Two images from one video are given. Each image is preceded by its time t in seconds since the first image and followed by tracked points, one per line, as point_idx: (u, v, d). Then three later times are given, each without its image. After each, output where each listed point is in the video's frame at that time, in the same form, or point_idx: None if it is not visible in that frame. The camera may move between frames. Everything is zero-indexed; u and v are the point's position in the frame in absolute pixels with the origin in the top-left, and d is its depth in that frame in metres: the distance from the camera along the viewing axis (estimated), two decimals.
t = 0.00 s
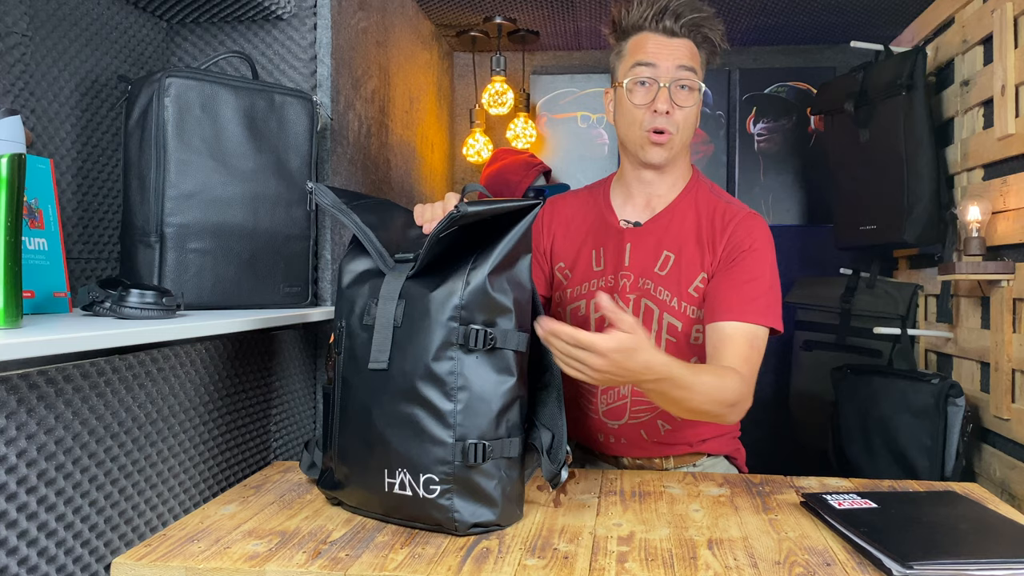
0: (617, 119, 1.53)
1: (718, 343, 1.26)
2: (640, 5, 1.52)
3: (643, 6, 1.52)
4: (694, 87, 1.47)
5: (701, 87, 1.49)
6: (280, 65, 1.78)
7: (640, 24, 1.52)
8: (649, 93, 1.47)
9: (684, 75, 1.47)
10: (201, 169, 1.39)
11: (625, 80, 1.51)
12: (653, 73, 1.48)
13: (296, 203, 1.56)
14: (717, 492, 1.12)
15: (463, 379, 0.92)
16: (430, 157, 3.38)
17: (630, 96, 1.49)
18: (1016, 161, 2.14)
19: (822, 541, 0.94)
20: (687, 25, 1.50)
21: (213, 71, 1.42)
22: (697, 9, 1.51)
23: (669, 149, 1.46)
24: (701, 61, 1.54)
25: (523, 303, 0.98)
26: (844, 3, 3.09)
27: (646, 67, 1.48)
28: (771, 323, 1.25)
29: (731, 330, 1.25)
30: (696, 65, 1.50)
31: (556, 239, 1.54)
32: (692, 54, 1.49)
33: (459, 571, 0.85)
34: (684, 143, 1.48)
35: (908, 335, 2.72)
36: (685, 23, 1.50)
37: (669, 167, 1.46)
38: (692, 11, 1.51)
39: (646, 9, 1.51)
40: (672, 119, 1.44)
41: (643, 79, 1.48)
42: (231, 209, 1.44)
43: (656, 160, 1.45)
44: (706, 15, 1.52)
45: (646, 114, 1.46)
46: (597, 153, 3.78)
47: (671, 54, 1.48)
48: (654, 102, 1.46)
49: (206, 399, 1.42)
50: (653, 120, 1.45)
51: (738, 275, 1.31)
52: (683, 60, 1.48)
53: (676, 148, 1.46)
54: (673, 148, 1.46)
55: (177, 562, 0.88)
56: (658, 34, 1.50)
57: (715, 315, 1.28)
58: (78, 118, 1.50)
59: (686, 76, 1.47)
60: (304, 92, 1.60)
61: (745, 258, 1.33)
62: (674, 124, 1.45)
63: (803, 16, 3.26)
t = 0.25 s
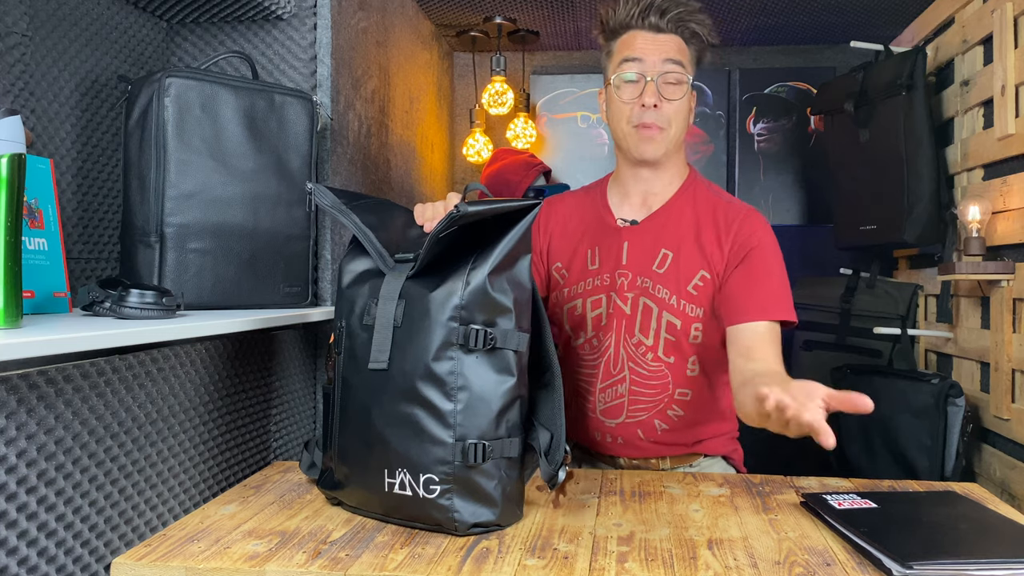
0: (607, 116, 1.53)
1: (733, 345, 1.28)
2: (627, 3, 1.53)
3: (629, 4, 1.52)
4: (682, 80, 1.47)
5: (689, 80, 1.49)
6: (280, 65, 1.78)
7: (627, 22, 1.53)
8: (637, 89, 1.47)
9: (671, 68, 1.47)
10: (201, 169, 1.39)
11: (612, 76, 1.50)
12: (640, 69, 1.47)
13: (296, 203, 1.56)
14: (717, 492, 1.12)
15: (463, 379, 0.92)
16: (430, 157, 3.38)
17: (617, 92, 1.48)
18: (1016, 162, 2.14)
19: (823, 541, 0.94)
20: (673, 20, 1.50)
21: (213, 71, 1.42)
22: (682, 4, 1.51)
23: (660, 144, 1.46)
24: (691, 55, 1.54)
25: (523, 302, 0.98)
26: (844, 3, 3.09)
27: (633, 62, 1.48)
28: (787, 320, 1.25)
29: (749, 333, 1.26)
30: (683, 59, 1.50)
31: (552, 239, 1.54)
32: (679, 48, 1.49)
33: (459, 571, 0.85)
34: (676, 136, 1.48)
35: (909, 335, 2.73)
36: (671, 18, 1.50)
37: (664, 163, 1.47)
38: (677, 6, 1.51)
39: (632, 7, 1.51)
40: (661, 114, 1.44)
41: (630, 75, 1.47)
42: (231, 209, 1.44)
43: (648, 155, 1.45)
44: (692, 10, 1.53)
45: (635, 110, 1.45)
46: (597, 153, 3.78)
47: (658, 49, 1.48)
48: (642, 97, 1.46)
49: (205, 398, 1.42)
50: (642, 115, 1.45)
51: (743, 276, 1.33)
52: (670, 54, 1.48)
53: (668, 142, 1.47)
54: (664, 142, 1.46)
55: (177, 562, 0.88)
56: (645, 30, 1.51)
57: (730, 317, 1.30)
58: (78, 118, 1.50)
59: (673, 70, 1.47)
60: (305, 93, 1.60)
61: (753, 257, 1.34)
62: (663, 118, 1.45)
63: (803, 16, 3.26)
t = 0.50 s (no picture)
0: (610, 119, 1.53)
1: (734, 347, 1.30)
2: (628, 4, 1.53)
3: (631, 4, 1.52)
4: (686, 82, 1.48)
5: (692, 82, 1.49)
6: (279, 65, 1.78)
7: (629, 23, 1.52)
8: (640, 91, 1.47)
9: (674, 71, 1.48)
10: (201, 169, 1.39)
11: (615, 80, 1.51)
12: (643, 71, 1.48)
13: (297, 203, 1.56)
14: (717, 492, 1.12)
15: (463, 380, 0.92)
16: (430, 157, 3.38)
17: (621, 95, 1.49)
18: (1016, 161, 2.14)
19: (822, 541, 0.94)
20: (675, 21, 1.50)
21: (213, 71, 1.42)
22: (685, 5, 1.51)
23: (665, 146, 1.46)
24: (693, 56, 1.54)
25: (522, 303, 0.98)
26: (844, 3, 3.09)
27: (636, 65, 1.49)
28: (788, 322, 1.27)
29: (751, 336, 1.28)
30: (687, 60, 1.50)
31: (554, 239, 1.53)
32: (682, 50, 1.50)
33: (459, 571, 0.85)
34: (680, 138, 1.48)
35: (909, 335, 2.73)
36: (673, 19, 1.50)
37: (665, 164, 1.47)
38: (679, 7, 1.51)
39: (634, 7, 1.51)
40: (664, 115, 1.45)
41: (633, 77, 1.48)
42: (231, 208, 1.44)
43: (651, 157, 1.46)
44: (694, 10, 1.52)
45: (639, 112, 1.46)
46: (597, 153, 3.78)
47: (660, 51, 1.49)
48: (645, 99, 1.46)
49: (206, 399, 1.42)
50: (645, 117, 1.45)
51: (750, 278, 1.33)
52: (673, 55, 1.49)
53: (672, 144, 1.47)
54: (668, 144, 1.47)
55: (177, 562, 0.88)
56: (646, 32, 1.51)
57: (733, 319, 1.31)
58: (78, 118, 1.50)
59: (676, 72, 1.48)
60: (304, 93, 1.60)
61: (757, 259, 1.34)
62: (668, 119, 1.45)
63: (803, 16, 3.26)
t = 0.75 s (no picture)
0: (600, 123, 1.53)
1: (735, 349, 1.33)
2: (618, 6, 1.51)
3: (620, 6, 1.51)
4: (670, 87, 1.45)
5: (679, 85, 1.46)
6: (279, 65, 1.78)
7: (617, 24, 1.50)
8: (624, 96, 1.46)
9: (658, 76, 1.45)
10: (201, 169, 1.39)
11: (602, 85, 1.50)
12: (627, 76, 1.46)
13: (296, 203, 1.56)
14: (717, 492, 1.12)
15: (462, 380, 0.92)
16: (430, 157, 3.38)
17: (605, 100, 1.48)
18: (1016, 161, 2.14)
19: (822, 541, 0.94)
20: (662, 24, 1.47)
21: (214, 71, 1.42)
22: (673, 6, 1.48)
23: (650, 151, 1.45)
24: (684, 56, 1.50)
25: (520, 302, 0.98)
26: (844, 3, 3.09)
27: (621, 71, 1.47)
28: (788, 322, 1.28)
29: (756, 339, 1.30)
30: (673, 63, 1.46)
31: (553, 238, 1.54)
32: (667, 53, 1.46)
33: (459, 571, 0.85)
34: (666, 142, 1.46)
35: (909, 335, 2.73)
36: (660, 21, 1.47)
37: (660, 166, 1.47)
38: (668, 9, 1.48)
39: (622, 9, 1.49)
40: (645, 122, 1.43)
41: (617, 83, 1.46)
42: (231, 209, 1.44)
43: (636, 163, 1.45)
44: (683, 11, 1.49)
45: (620, 118, 1.45)
46: (597, 153, 3.78)
47: (646, 56, 1.46)
48: (627, 105, 1.44)
49: (206, 399, 1.42)
50: (627, 124, 1.44)
51: (749, 279, 1.33)
52: (658, 60, 1.46)
53: (657, 149, 1.45)
54: (653, 149, 1.45)
55: (177, 562, 0.88)
56: (633, 35, 1.48)
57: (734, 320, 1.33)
58: (78, 118, 1.50)
59: (660, 77, 1.45)
60: (304, 93, 1.60)
61: (756, 258, 1.35)
62: (649, 126, 1.44)
63: (803, 16, 3.26)
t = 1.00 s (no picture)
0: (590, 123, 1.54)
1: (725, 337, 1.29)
2: (603, 6, 1.52)
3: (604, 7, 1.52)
4: (654, 84, 1.45)
5: (664, 83, 1.46)
6: (280, 65, 1.78)
7: (602, 25, 1.51)
8: (609, 95, 1.46)
9: (643, 74, 1.46)
10: (201, 169, 1.39)
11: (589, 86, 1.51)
12: (612, 75, 1.47)
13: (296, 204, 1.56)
14: (717, 492, 1.12)
15: (459, 383, 0.92)
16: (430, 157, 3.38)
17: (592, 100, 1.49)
18: (1016, 161, 2.14)
19: (822, 541, 0.94)
20: (646, 22, 1.47)
21: (214, 71, 1.42)
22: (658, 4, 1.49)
23: (637, 150, 1.45)
24: (670, 54, 1.50)
25: (515, 302, 0.98)
26: (845, 3, 3.09)
27: (606, 71, 1.48)
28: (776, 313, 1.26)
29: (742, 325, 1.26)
30: (658, 61, 1.47)
31: (548, 239, 1.54)
32: (652, 51, 1.47)
33: (459, 571, 0.85)
34: (654, 140, 1.46)
35: (908, 335, 2.73)
36: (643, 20, 1.47)
37: (648, 166, 1.47)
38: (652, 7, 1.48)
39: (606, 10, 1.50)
40: (630, 120, 1.44)
41: (603, 82, 1.48)
42: (231, 209, 1.44)
43: (623, 161, 1.45)
44: (668, 10, 1.49)
45: (607, 117, 1.46)
46: (597, 153, 3.78)
47: (629, 54, 1.47)
48: (613, 104, 1.45)
49: (206, 399, 1.42)
50: (613, 122, 1.45)
51: (737, 271, 1.32)
52: (642, 58, 1.46)
53: (645, 148, 1.45)
54: (640, 148, 1.45)
55: (177, 562, 0.88)
56: (617, 35, 1.49)
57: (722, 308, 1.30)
58: (78, 118, 1.50)
59: (645, 75, 1.46)
60: (304, 93, 1.60)
61: (747, 252, 1.34)
62: (635, 124, 1.44)
63: (803, 16, 3.26)
